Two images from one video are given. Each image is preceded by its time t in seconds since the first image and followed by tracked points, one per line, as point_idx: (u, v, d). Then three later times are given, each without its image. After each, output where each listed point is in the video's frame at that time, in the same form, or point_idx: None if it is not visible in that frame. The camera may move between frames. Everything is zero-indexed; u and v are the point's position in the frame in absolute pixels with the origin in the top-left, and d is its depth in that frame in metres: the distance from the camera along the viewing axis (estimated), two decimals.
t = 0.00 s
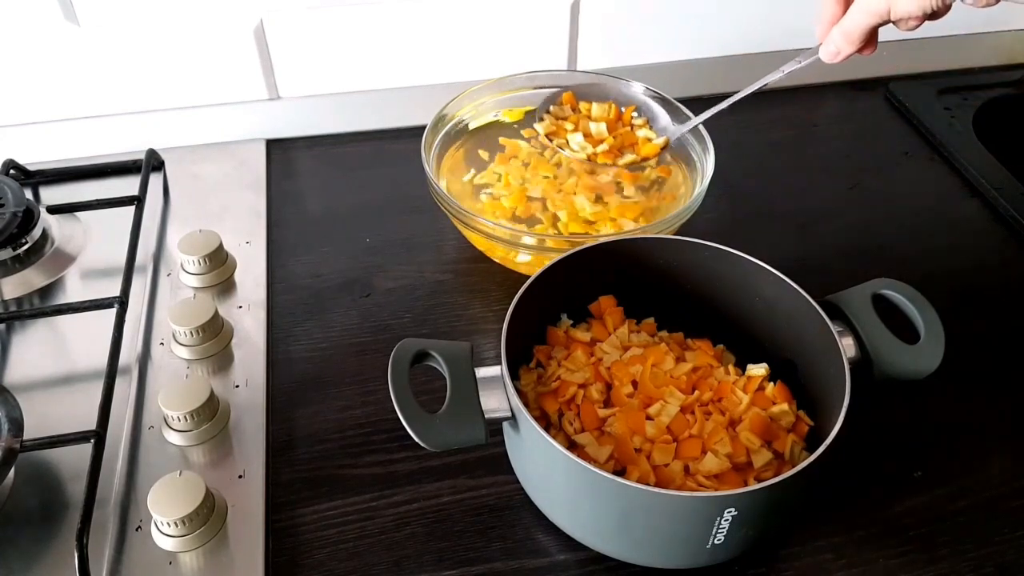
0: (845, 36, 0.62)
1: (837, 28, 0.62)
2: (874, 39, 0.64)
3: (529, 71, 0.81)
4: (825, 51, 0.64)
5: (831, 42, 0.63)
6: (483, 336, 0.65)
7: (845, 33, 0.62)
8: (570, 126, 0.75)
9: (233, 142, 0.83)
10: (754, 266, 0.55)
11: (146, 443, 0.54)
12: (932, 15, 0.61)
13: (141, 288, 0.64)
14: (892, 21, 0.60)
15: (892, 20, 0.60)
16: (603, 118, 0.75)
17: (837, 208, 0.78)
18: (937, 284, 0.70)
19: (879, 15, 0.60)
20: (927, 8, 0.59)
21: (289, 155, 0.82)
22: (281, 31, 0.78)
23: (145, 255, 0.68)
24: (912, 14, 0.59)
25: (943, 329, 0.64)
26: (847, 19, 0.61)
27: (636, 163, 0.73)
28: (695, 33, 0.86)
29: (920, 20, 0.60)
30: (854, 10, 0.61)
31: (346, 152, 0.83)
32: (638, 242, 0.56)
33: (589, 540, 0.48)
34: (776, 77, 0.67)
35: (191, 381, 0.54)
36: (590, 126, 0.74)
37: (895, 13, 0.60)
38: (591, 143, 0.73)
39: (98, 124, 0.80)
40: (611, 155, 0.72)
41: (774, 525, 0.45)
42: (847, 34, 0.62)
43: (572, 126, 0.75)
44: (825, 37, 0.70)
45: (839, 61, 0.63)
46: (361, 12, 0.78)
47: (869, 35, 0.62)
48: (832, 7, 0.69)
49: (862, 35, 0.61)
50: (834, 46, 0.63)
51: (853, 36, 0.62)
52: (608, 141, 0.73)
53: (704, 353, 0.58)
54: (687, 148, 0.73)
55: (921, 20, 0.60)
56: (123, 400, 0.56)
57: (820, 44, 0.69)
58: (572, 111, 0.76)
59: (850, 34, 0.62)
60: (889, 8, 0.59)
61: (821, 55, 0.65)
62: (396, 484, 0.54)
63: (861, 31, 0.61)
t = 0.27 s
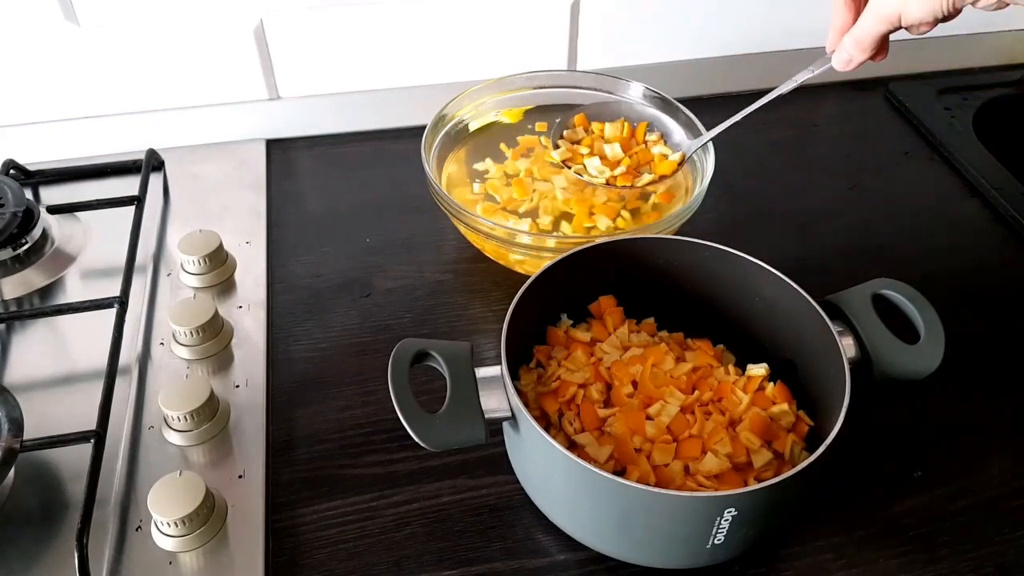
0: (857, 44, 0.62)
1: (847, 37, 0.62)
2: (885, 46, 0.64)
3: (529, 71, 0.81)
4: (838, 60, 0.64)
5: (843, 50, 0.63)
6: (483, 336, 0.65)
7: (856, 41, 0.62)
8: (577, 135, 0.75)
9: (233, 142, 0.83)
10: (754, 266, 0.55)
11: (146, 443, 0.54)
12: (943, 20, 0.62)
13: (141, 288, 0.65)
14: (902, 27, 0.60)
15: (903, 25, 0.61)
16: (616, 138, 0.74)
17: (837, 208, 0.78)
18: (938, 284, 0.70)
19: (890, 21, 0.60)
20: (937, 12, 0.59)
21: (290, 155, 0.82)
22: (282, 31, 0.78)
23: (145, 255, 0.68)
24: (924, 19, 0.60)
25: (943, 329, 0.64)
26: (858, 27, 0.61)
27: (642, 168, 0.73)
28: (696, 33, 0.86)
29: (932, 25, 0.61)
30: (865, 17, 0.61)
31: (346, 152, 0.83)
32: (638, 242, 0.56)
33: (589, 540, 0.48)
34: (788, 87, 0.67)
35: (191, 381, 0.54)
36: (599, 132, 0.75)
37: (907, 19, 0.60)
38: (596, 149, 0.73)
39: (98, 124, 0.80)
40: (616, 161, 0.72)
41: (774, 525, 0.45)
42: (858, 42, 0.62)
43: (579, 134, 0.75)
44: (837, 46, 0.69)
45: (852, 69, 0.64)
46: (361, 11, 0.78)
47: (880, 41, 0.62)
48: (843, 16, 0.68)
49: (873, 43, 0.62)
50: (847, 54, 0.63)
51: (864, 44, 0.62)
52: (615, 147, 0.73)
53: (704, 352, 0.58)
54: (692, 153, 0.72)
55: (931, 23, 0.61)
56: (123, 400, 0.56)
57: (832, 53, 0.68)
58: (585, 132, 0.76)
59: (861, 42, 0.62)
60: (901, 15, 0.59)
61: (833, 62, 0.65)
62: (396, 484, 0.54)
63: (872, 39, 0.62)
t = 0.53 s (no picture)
0: (854, 48, 0.62)
1: (844, 41, 0.62)
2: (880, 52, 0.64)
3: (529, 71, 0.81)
4: (833, 64, 0.63)
5: (839, 55, 0.63)
6: (483, 336, 0.65)
7: (853, 45, 0.61)
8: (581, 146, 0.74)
9: (233, 142, 0.83)
10: (755, 266, 0.55)
11: (146, 443, 0.54)
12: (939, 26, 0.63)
13: (141, 288, 0.64)
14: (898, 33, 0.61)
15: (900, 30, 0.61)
16: (608, 137, 0.75)
17: (837, 208, 0.78)
18: (938, 284, 0.70)
19: (888, 27, 0.60)
20: (932, 18, 0.60)
21: (290, 155, 0.82)
22: (282, 31, 0.78)
23: (145, 255, 0.68)
24: (920, 24, 0.60)
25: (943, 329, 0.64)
26: (855, 31, 0.61)
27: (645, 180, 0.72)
28: (696, 34, 0.87)
29: (927, 31, 0.62)
30: (862, 22, 0.61)
31: (346, 152, 0.83)
32: (638, 242, 0.56)
33: (589, 540, 0.48)
34: (783, 91, 0.66)
35: (191, 381, 0.54)
36: (598, 145, 0.74)
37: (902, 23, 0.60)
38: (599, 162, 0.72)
39: (98, 124, 0.80)
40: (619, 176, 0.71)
41: (774, 525, 0.45)
42: (856, 46, 0.61)
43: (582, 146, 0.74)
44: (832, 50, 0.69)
45: (846, 73, 0.63)
46: (361, 11, 0.78)
47: (876, 47, 0.62)
48: (839, 20, 0.68)
49: (869, 47, 0.61)
50: (843, 58, 0.62)
51: (862, 48, 0.61)
52: (616, 161, 0.72)
53: (704, 352, 0.58)
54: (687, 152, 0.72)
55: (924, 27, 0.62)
56: (123, 400, 0.56)
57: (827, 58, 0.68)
58: (577, 130, 0.76)
59: (859, 46, 0.61)
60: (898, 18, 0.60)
61: (828, 67, 0.64)
62: (396, 484, 0.54)
63: (869, 44, 0.61)
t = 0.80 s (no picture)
0: (852, 51, 0.62)
1: (843, 44, 0.62)
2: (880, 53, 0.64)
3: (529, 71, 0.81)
4: (832, 67, 0.64)
5: (838, 57, 0.63)
6: (483, 336, 0.65)
7: (852, 48, 0.62)
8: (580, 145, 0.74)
9: (233, 142, 0.83)
10: (755, 266, 0.55)
11: (146, 443, 0.54)
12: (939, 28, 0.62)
13: (141, 288, 0.65)
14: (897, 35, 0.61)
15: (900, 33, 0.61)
16: (606, 137, 0.75)
17: (837, 208, 0.78)
18: (937, 284, 0.70)
19: (887, 29, 0.60)
20: (931, 20, 0.60)
21: (290, 155, 0.82)
22: (282, 31, 0.78)
23: (145, 255, 0.68)
24: (920, 27, 0.60)
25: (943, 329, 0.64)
26: (854, 35, 0.61)
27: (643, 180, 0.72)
28: (696, 34, 0.87)
29: (927, 33, 0.62)
30: (861, 25, 0.61)
31: (346, 152, 0.83)
32: (638, 242, 0.56)
33: (589, 540, 0.48)
34: (781, 94, 0.67)
35: (191, 381, 0.54)
36: (595, 145, 0.73)
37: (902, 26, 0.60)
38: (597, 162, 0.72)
39: (98, 123, 0.80)
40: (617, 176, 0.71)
41: (774, 525, 0.45)
42: (854, 49, 0.62)
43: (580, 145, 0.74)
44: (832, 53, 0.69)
45: (845, 76, 0.63)
46: (360, 11, 0.78)
47: (876, 49, 0.62)
48: (838, 22, 0.68)
49: (868, 50, 0.61)
50: (842, 61, 0.63)
51: (860, 51, 0.62)
52: (614, 160, 0.72)
53: (704, 352, 0.58)
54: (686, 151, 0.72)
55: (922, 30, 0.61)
56: (123, 400, 0.56)
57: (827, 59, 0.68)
58: (576, 130, 0.76)
59: (857, 49, 0.61)
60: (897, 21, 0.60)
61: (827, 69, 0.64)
62: (396, 484, 0.54)
63: (868, 47, 0.61)
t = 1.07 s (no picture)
0: (862, 46, 0.62)
1: (852, 38, 0.62)
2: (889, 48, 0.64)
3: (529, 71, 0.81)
4: (842, 61, 0.63)
5: (847, 52, 0.63)
6: (483, 336, 0.65)
7: (862, 42, 0.61)
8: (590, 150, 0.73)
9: (233, 142, 0.83)
10: (755, 266, 0.55)
11: (146, 444, 0.54)
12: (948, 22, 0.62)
13: (141, 288, 0.65)
14: (907, 29, 0.61)
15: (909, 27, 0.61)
16: (613, 139, 0.74)
17: (837, 208, 0.78)
18: (937, 284, 0.70)
19: (897, 23, 0.60)
20: (942, 15, 0.60)
21: (290, 155, 0.82)
22: (282, 31, 0.78)
23: (145, 255, 0.68)
24: (931, 20, 0.61)
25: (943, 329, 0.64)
26: (863, 29, 0.61)
27: (651, 185, 0.71)
28: (696, 34, 0.87)
29: (936, 27, 0.62)
30: (869, 20, 0.61)
31: (346, 152, 0.83)
32: (638, 241, 0.56)
33: (589, 540, 0.48)
34: (791, 90, 0.66)
35: (191, 381, 0.54)
36: (604, 149, 0.73)
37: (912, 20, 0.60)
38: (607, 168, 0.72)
39: (98, 124, 0.80)
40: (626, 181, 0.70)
41: (774, 525, 0.45)
42: (863, 43, 0.62)
43: (590, 150, 0.74)
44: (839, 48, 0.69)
45: (855, 71, 0.63)
46: (360, 11, 0.78)
47: (884, 44, 0.62)
48: (847, 16, 0.68)
49: (878, 44, 0.61)
50: (851, 56, 0.63)
51: (870, 45, 0.61)
52: (623, 165, 0.72)
53: (704, 353, 0.58)
54: (691, 154, 0.72)
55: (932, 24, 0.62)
56: (123, 400, 0.56)
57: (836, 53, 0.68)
58: (581, 134, 0.76)
59: (867, 43, 0.61)
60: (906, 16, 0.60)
61: (836, 65, 0.64)
62: (396, 484, 0.54)
63: (877, 41, 0.61)
